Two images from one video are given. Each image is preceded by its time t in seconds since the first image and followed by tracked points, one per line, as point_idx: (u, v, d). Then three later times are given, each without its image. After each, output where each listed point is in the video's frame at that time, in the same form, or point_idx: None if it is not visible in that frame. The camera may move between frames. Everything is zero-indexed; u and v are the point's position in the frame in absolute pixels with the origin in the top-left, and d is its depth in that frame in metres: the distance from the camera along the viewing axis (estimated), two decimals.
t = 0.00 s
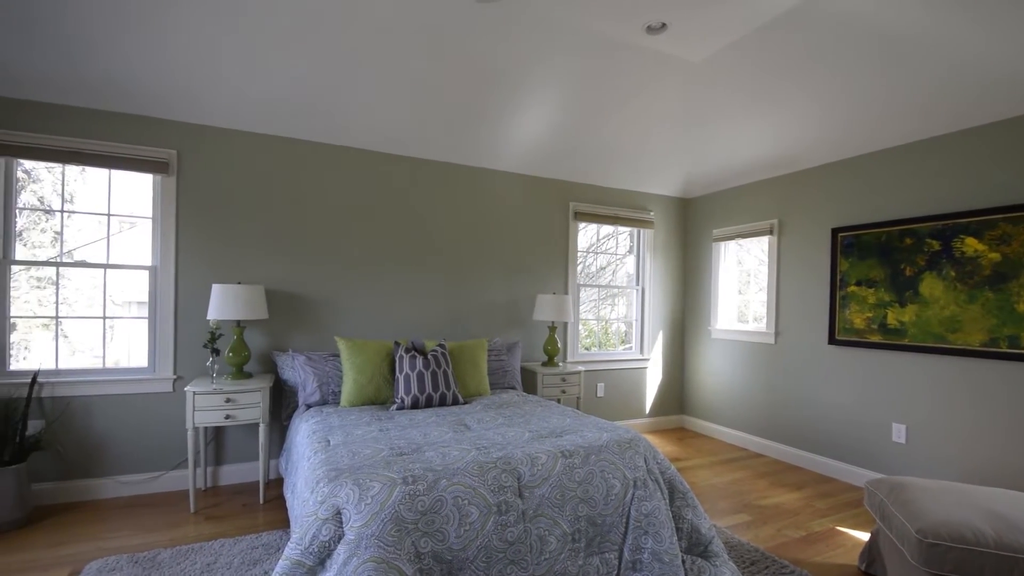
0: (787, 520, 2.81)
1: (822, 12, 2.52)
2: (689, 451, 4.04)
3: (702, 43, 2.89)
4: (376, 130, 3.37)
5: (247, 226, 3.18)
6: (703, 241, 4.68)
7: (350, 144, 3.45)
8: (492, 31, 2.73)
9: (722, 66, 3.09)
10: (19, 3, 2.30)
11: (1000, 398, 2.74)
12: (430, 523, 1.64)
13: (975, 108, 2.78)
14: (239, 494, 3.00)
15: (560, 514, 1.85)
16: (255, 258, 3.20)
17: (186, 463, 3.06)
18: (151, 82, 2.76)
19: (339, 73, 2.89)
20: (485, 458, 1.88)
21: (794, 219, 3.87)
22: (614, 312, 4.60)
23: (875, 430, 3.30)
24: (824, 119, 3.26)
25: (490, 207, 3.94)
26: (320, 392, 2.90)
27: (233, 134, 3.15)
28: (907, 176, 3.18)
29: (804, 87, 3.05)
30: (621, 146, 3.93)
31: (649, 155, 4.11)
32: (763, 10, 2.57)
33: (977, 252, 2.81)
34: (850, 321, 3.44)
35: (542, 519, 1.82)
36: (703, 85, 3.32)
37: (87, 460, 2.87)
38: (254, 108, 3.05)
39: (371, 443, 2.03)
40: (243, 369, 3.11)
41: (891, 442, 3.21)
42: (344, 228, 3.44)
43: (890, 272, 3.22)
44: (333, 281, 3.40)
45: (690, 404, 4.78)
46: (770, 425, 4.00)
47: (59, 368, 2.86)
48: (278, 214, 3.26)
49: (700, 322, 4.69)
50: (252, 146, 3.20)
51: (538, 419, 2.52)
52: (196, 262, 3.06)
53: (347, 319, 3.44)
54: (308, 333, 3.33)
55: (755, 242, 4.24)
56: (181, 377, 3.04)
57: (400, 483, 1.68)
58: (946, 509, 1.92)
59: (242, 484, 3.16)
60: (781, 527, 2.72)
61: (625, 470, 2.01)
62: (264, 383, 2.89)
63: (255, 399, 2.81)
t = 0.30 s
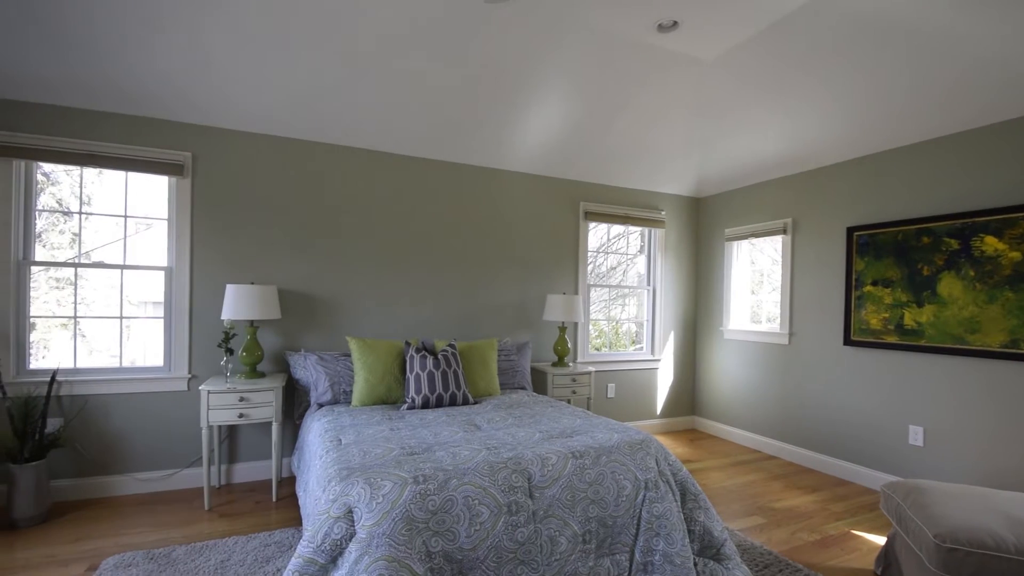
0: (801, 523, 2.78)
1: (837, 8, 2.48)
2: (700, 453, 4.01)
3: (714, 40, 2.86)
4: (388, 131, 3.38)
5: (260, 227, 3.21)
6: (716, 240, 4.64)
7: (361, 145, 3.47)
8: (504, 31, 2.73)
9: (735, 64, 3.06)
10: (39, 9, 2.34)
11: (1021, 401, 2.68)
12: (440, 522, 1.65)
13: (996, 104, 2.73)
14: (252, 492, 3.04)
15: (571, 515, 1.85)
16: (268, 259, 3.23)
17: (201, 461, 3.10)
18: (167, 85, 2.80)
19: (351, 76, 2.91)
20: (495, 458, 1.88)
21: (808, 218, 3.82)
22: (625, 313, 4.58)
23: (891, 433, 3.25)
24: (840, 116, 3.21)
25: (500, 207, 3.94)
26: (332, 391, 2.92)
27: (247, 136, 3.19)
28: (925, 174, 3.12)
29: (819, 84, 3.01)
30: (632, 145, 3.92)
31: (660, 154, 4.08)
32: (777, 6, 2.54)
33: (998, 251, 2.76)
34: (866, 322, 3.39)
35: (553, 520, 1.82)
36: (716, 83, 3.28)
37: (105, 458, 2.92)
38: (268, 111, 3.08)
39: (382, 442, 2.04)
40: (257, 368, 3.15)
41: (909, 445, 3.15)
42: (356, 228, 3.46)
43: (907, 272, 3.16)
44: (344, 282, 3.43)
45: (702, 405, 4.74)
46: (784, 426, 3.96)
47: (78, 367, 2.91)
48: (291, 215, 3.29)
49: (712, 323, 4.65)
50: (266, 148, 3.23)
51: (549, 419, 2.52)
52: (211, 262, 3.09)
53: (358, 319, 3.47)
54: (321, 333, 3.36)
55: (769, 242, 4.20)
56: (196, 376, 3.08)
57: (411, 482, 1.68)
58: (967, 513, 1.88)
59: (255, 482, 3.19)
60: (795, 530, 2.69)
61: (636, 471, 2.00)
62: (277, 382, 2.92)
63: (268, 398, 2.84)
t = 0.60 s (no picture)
0: (815, 526, 2.74)
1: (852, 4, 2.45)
2: (713, 455, 3.97)
3: (727, 38, 2.84)
4: (399, 132, 3.40)
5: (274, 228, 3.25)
6: (729, 240, 4.59)
7: (373, 147, 3.49)
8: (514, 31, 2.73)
9: (748, 61, 3.03)
10: (59, 14, 2.38)
11: None
12: (451, 521, 1.65)
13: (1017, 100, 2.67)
14: (265, 490, 3.07)
15: (582, 516, 1.84)
16: (281, 259, 3.27)
17: (215, 459, 3.14)
18: (183, 89, 2.85)
19: (363, 77, 2.94)
20: (506, 458, 1.88)
21: (823, 217, 3.77)
22: (636, 313, 4.56)
23: (908, 435, 3.19)
24: (855, 114, 3.17)
25: (511, 208, 3.94)
26: (344, 391, 2.94)
27: (261, 138, 3.23)
28: (943, 172, 3.07)
29: (833, 81, 2.97)
30: (643, 145, 3.89)
31: (672, 153, 4.06)
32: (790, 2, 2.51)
33: (1018, 250, 2.70)
34: (883, 322, 3.33)
35: (564, 520, 1.81)
36: (728, 81, 3.25)
37: (122, 455, 2.97)
38: (281, 113, 3.11)
39: (393, 442, 2.05)
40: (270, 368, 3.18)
41: (927, 448, 3.10)
42: (367, 229, 3.49)
43: (925, 271, 3.11)
44: (356, 282, 3.45)
45: (714, 406, 4.70)
46: (798, 428, 3.91)
47: (96, 366, 2.96)
48: (303, 216, 3.32)
49: (725, 323, 4.61)
50: (279, 150, 3.27)
51: (559, 420, 2.51)
52: (225, 263, 3.13)
53: (370, 319, 3.49)
54: (333, 333, 3.38)
55: (783, 242, 4.15)
56: (211, 375, 3.12)
57: (422, 481, 1.69)
58: (988, 518, 1.84)
59: (268, 480, 3.22)
60: (810, 533, 2.65)
61: (648, 473, 1.99)
62: (290, 381, 2.95)
63: (281, 396, 2.87)
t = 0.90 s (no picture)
0: (829, 530, 2.70)
1: None
2: (724, 456, 3.94)
3: (738, 36, 2.81)
4: (409, 133, 3.41)
5: (285, 229, 3.28)
6: (740, 239, 4.55)
7: (383, 148, 3.51)
8: (523, 31, 2.73)
9: (760, 59, 3.00)
10: (77, 20, 2.43)
11: None
12: (461, 521, 1.65)
13: None
14: (277, 488, 3.09)
15: (592, 517, 1.83)
16: (293, 260, 3.29)
17: (228, 457, 3.18)
18: (196, 92, 2.88)
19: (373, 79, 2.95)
20: (516, 458, 1.88)
21: (836, 216, 3.72)
22: (646, 313, 4.53)
23: (924, 438, 3.14)
24: (869, 112, 3.12)
25: (521, 208, 3.94)
26: (355, 390, 2.96)
27: (273, 140, 3.26)
28: (961, 170, 3.01)
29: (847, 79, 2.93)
30: (654, 144, 3.87)
31: (683, 152, 4.03)
32: None
33: None
34: (898, 323, 3.28)
35: (574, 521, 1.80)
36: (740, 78, 3.22)
37: (137, 453, 3.01)
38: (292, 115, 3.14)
39: (403, 441, 2.06)
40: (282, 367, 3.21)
41: (943, 451, 3.04)
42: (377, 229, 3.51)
43: (942, 271, 3.05)
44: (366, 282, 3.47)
45: (726, 407, 4.66)
46: (811, 430, 3.86)
47: (112, 365, 3.01)
48: (314, 216, 3.35)
49: (737, 323, 4.57)
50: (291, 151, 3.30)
51: (569, 421, 2.51)
52: (238, 263, 3.17)
53: (380, 319, 3.50)
54: (343, 333, 3.41)
55: (796, 241, 4.10)
56: (224, 375, 3.16)
57: (432, 481, 1.69)
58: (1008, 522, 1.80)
59: (280, 478, 3.25)
60: (824, 537, 2.62)
61: (659, 474, 1.97)
62: (301, 381, 2.97)
63: (293, 395, 2.90)
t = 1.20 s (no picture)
0: (844, 533, 2.67)
1: None
2: (735, 458, 3.90)
3: (748, 34, 2.79)
4: (418, 134, 3.43)
5: (296, 230, 3.30)
6: (752, 239, 4.51)
7: (392, 148, 3.52)
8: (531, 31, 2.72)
9: (771, 57, 2.98)
10: (93, 24, 2.47)
11: None
12: (471, 521, 1.65)
13: None
14: (288, 486, 3.12)
15: (602, 518, 1.83)
16: (303, 260, 3.32)
17: (240, 456, 3.21)
18: (209, 94, 2.92)
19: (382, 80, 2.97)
20: (525, 459, 1.88)
21: (850, 215, 3.68)
22: (656, 314, 4.51)
23: (940, 440, 3.08)
24: (883, 110, 3.08)
25: (530, 208, 3.94)
26: (365, 390, 2.98)
27: (283, 142, 3.29)
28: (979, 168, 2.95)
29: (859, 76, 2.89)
30: (664, 143, 3.85)
31: (693, 151, 4.00)
32: None
33: None
34: (914, 324, 3.23)
35: (583, 522, 1.80)
36: (751, 76, 3.19)
37: (152, 451, 3.05)
38: (303, 117, 3.16)
39: (413, 441, 2.07)
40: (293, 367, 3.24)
41: (960, 454, 2.98)
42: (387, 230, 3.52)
43: (959, 271, 3.00)
44: (376, 282, 3.49)
45: (738, 408, 4.62)
46: (824, 431, 3.81)
47: (127, 364, 3.06)
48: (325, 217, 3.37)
49: (748, 324, 4.52)
50: (302, 152, 3.32)
51: (579, 421, 2.50)
52: (250, 263, 3.20)
53: (389, 319, 3.52)
54: (354, 333, 3.43)
55: (809, 241, 4.06)
56: (236, 374, 3.19)
57: (442, 480, 1.70)
58: None
59: (290, 477, 3.28)
60: (838, 540, 2.58)
61: (669, 476, 1.96)
62: (312, 380, 3.00)
63: (304, 395, 2.92)
